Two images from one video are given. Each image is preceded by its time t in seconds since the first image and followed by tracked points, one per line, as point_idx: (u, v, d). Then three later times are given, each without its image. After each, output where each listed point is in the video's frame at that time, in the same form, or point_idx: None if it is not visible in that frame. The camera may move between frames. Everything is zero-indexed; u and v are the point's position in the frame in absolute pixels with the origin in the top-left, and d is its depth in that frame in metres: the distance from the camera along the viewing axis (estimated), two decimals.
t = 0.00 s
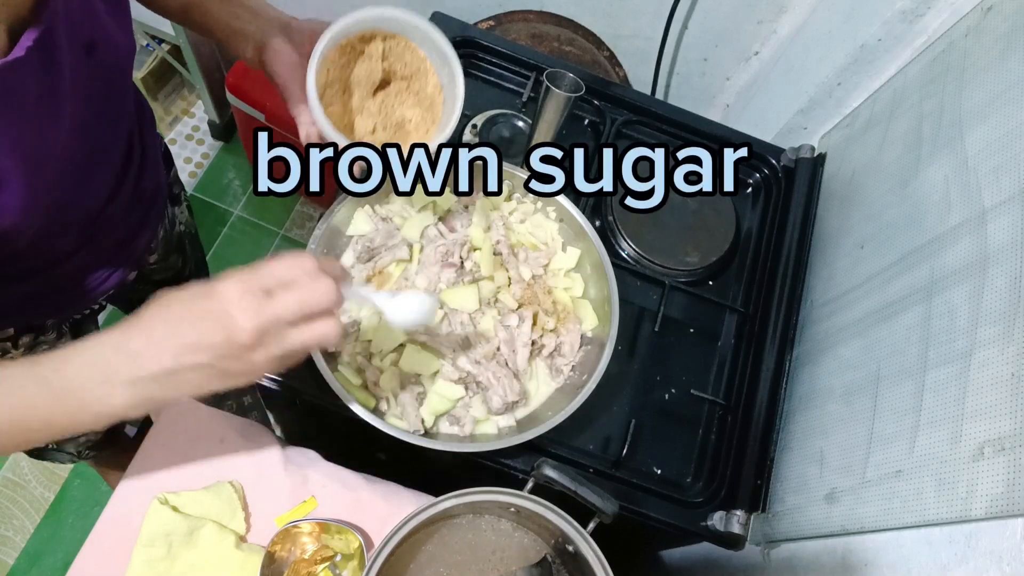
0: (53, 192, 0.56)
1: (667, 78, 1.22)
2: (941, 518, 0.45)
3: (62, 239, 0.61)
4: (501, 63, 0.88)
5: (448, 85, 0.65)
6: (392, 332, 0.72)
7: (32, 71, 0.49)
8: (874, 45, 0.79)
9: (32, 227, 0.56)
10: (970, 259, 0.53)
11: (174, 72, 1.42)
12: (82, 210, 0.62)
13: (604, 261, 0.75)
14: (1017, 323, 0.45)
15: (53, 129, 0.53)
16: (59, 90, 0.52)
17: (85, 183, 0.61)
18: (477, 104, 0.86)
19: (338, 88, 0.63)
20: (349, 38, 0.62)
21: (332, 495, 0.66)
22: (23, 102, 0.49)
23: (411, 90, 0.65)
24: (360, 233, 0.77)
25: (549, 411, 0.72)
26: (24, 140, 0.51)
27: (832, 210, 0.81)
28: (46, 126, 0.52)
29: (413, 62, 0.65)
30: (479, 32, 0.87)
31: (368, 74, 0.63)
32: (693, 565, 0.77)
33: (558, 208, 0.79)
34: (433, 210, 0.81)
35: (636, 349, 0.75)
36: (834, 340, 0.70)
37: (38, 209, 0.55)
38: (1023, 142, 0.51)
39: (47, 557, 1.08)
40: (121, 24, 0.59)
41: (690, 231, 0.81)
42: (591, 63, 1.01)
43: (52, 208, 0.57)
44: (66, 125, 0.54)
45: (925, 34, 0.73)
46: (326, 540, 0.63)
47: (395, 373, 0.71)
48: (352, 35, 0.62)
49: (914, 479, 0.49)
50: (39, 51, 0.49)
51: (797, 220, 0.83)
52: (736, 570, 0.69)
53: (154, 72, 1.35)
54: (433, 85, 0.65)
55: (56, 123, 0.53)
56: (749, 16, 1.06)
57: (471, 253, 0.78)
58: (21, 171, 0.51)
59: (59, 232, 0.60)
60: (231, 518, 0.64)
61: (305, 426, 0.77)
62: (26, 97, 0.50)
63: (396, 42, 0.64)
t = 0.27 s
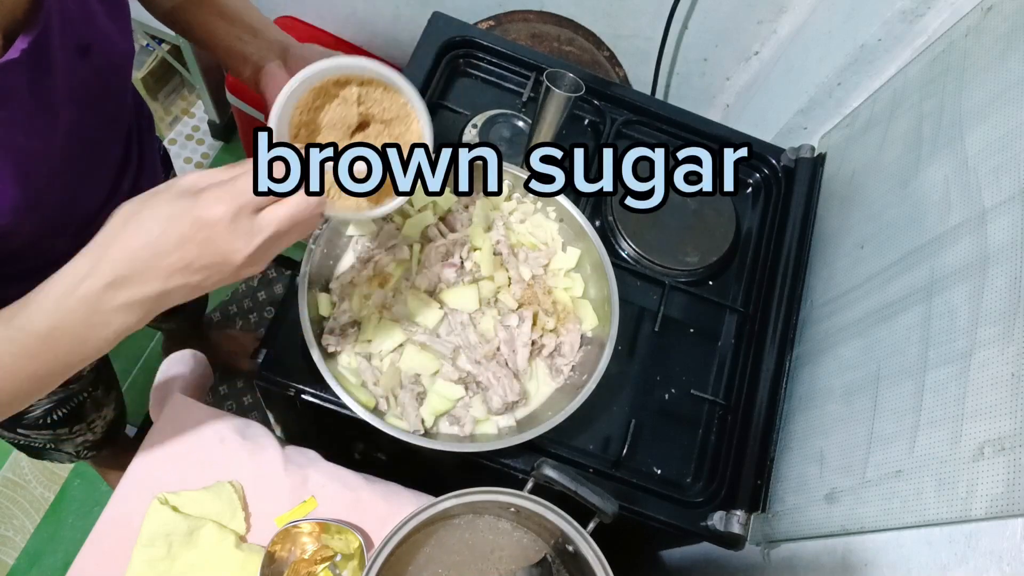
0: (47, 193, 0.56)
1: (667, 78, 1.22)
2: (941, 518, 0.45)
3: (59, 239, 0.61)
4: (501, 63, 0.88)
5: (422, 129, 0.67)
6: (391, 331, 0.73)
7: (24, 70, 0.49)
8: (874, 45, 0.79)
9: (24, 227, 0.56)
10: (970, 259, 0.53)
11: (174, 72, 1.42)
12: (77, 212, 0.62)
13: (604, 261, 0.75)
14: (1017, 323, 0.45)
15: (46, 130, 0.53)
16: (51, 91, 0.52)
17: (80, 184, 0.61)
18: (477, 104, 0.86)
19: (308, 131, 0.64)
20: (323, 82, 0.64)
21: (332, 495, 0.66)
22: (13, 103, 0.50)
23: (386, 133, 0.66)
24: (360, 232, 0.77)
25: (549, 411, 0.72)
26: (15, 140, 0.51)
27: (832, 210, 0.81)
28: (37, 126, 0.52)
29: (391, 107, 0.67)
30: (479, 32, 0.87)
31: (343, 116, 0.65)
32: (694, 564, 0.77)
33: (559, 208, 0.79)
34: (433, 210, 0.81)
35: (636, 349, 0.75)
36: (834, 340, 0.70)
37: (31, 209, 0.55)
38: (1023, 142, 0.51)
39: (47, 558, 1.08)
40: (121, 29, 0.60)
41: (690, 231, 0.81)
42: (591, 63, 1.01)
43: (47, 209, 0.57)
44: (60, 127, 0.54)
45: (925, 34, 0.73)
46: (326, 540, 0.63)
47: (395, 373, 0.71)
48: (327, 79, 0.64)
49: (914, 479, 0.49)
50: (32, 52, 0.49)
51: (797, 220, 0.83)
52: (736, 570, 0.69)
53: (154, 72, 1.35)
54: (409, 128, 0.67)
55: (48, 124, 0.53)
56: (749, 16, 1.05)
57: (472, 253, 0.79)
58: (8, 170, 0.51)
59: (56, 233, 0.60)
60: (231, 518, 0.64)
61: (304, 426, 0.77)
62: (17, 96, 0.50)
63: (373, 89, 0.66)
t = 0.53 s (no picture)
0: (42, 193, 0.56)
1: (667, 78, 1.22)
2: (940, 518, 0.45)
3: (51, 239, 0.61)
4: (501, 63, 0.88)
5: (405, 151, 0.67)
6: (391, 332, 0.73)
7: (21, 72, 0.49)
8: (874, 45, 0.79)
9: (16, 226, 0.56)
10: (970, 259, 0.53)
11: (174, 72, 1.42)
12: (70, 214, 0.62)
13: (604, 262, 0.75)
14: (1017, 323, 0.45)
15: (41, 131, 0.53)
16: (47, 93, 0.52)
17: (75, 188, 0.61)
18: (477, 104, 0.86)
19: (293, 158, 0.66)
20: (308, 110, 0.67)
21: (332, 495, 0.66)
22: (9, 105, 0.50)
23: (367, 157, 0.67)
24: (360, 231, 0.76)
25: (548, 411, 0.72)
26: (8, 141, 0.51)
27: (831, 210, 0.81)
28: (33, 128, 0.53)
29: (373, 132, 0.67)
30: (479, 32, 0.87)
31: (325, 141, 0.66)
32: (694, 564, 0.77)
33: (559, 208, 0.79)
34: (433, 210, 0.80)
35: (636, 349, 0.75)
36: (834, 340, 0.70)
37: (25, 209, 0.55)
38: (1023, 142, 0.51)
39: (47, 558, 1.08)
40: (121, 33, 0.60)
41: (690, 231, 0.81)
42: (591, 63, 1.01)
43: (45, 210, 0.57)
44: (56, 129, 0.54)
45: (925, 34, 0.73)
46: (326, 539, 0.63)
47: (395, 373, 0.71)
48: (311, 108, 0.67)
49: (914, 479, 0.49)
50: (29, 56, 0.49)
51: (797, 220, 0.83)
52: (736, 570, 0.69)
53: (153, 71, 1.35)
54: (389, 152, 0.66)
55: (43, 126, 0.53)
56: (749, 16, 1.05)
57: (472, 253, 0.78)
58: None
59: (51, 232, 0.61)
60: (231, 518, 0.64)
61: (304, 426, 0.77)
62: (13, 98, 0.50)
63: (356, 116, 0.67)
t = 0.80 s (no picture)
0: (46, 193, 0.57)
1: (667, 78, 1.22)
2: (940, 518, 0.45)
3: (53, 241, 0.61)
4: (501, 63, 0.88)
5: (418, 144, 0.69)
6: (391, 332, 0.72)
7: (22, 74, 0.49)
8: (874, 45, 0.79)
9: (20, 228, 0.56)
10: (970, 259, 0.53)
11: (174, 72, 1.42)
12: (74, 214, 0.62)
13: (604, 262, 0.75)
14: (1017, 323, 0.45)
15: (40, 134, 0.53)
16: (49, 95, 0.53)
17: (79, 188, 0.61)
18: (477, 104, 0.86)
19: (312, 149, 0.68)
20: (325, 104, 0.69)
21: (332, 495, 0.66)
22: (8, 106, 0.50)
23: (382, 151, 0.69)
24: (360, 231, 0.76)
25: (549, 411, 0.72)
26: (8, 141, 0.51)
27: (832, 210, 0.81)
28: (34, 129, 0.53)
29: (388, 126, 0.69)
30: (479, 32, 0.87)
31: (342, 136, 0.68)
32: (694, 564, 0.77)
33: (559, 208, 0.79)
34: (433, 210, 0.80)
35: (636, 349, 0.75)
36: (834, 340, 0.70)
37: (29, 210, 0.55)
38: (1023, 142, 0.51)
39: (47, 558, 1.08)
40: (122, 35, 0.60)
41: (690, 231, 0.81)
42: (591, 63, 1.01)
43: (47, 210, 0.57)
44: (55, 132, 0.55)
45: (925, 34, 0.73)
46: (326, 540, 0.63)
47: (395, 373, 0.71)
48: (328, 102, 0.69)
49: (914, 479, 0.49)
50: (29, 57, 0.50)
51: (797, 220, 0.83)
52: (736, 569, 0.69)
53: (153, 72, 1.35)
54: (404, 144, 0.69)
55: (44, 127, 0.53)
56: (749, 16, 1.05)
57: (472, 254, 0.78)
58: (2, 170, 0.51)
59: (52, 234, 0.60)
60: (231, 518, 0.64)
61: (303, 426, 0.77)
62: (13, 99, 0.50)
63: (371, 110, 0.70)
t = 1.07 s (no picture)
0: (49, 194, 0.57)
1: (667, 78, 1.22)
2: (940, 518, 0.45)
3: (56, 243, 0.61)
4: (501, 63, 0.88)
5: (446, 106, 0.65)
6: (391, 332, 0.73)
7: (25, 75, 0.49)
8: (874, 45, 0.79)
9: (22, 232, 0.56)
10: (970, 258, 0.53)
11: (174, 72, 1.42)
12: (76, 213, 0.62)
13: (604, 262, 0.75)
14: (1017, 323, 0.45)
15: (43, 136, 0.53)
16: (53, 97, 0.53)
17: (82, 188, 0.61)
18: (477, 104, 0.86)
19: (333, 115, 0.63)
20: (344, 63, 0.63)
21: (332, 495, 0.66)
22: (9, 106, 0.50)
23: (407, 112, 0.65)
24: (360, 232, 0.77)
25: (549, 411, 0.72)
26: (10, 141, 0.51)
27: (832, 210, 0.81)
28: (36, 130, 0.52)
29: (410, 83, 0.65)
30: (479, 32, 0.87)
31: (364, 97, 0.63)
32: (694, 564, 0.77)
33: (559, 208, 0.79)
34: (433, 210, 0.81)
35: (636, 349, 0.75)
36: (834, 340, 0.70)
37: (31, 211, 0.55)
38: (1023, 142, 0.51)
39: (47, 558, 1.08)
40: (123, 34, 0.60)
41: (690, 231, 0.81)
42: (591, 63, 1.01)
43: (51, 211, 0.58)
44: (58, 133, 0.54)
45: (925, 34, 0.73)
46: (326, 539, 0.63)
47: (395, 373, 0.71)
48: (346, 62, 0.63)
49: (914, 479, 0.49)
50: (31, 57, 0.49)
51: (797, 219, 0.83)
52: (736, 569, 0.69)
53: (154, 72, 1.36)
54: (429, 103, 0.66)
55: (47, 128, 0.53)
56: (749, 16, 1.05)
57: (472, 254, 0.79)
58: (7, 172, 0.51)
59: (56, 234, 0.60)
60: (231, 518, 0.64)
61: (303, 425, 0.77)
62: (16, 101, 0.50)
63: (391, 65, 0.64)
